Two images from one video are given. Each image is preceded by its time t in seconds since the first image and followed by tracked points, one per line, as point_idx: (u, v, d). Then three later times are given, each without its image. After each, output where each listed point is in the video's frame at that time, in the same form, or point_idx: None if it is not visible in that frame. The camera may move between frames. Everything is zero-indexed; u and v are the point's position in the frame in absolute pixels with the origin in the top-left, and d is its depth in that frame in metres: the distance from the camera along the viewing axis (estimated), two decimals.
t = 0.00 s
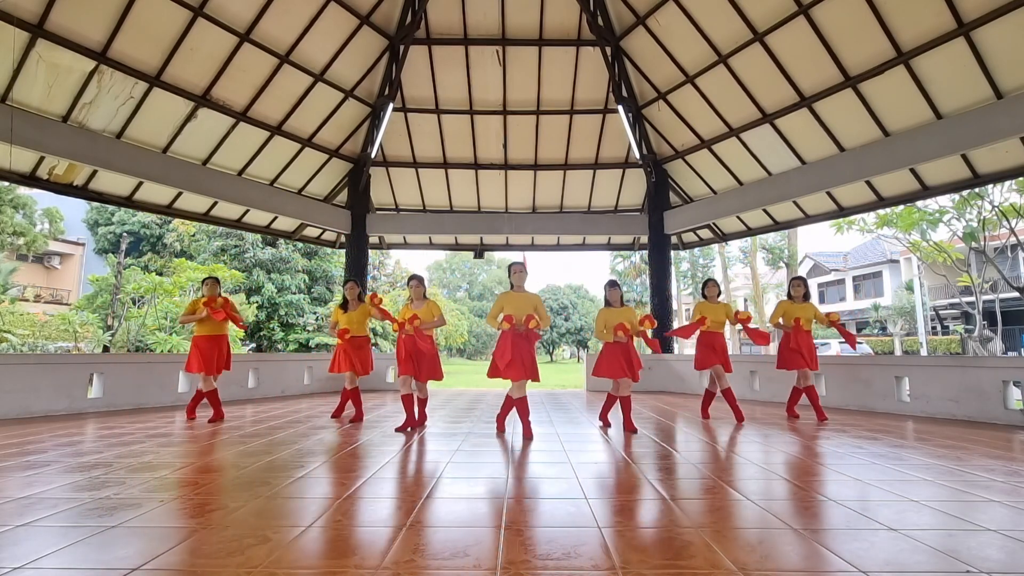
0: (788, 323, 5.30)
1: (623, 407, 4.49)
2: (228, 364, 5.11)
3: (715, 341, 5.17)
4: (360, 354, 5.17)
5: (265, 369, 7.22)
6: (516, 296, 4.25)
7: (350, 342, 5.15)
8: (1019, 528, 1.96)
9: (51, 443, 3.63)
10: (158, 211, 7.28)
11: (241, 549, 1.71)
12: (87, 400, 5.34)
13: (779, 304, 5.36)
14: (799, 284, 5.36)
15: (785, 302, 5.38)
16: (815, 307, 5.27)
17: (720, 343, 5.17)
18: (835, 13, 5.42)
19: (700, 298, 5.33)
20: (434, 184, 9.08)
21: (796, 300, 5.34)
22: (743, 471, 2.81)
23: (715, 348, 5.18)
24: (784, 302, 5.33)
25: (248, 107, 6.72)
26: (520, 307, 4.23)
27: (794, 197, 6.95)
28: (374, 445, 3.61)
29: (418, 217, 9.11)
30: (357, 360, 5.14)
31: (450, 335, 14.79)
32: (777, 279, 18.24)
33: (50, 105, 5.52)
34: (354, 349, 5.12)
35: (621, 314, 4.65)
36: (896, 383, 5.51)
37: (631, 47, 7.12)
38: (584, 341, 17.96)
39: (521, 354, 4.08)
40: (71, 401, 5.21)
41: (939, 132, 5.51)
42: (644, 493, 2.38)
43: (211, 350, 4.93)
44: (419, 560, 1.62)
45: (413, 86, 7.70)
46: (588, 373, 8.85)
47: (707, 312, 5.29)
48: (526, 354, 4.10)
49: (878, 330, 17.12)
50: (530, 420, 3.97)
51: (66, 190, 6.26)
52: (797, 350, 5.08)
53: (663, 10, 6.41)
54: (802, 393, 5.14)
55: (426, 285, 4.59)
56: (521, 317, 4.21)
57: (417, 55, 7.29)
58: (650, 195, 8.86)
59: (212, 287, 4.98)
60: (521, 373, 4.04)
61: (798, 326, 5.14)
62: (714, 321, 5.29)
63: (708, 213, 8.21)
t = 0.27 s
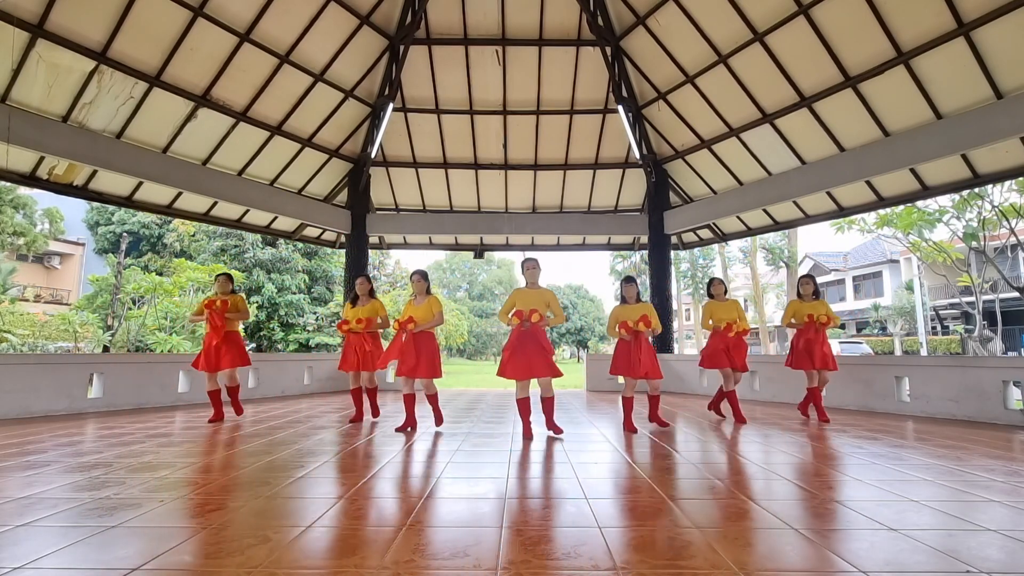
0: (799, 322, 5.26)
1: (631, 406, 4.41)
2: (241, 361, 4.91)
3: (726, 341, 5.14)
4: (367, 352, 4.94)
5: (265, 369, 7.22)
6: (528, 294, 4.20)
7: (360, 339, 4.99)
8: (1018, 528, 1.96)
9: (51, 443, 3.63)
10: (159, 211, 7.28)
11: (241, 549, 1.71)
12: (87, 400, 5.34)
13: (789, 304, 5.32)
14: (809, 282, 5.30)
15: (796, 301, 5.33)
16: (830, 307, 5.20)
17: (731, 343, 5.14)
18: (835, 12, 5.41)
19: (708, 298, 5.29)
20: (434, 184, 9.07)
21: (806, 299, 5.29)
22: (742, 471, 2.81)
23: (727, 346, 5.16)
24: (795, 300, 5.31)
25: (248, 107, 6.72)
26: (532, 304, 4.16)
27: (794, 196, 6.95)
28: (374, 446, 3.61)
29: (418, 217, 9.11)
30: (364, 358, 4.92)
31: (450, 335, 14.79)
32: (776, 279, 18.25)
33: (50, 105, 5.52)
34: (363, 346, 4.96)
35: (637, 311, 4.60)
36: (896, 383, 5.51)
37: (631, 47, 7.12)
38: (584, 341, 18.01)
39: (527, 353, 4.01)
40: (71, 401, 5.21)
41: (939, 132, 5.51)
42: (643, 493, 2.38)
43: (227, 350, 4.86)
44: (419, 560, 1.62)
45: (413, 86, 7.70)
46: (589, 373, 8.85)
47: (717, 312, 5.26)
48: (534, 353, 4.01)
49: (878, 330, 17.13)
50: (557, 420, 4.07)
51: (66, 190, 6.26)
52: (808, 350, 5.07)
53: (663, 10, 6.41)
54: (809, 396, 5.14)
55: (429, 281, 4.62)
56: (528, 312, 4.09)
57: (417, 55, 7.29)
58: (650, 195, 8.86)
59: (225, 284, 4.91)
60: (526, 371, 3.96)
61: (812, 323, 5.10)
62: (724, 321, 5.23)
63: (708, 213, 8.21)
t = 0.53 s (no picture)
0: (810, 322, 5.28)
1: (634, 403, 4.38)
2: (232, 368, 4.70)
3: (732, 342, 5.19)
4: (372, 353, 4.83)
5: (265, 369, 7.22)
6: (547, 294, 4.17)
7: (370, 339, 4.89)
8: (1018, 528, 1.96)
9: (51, 443, 3.63)
10: (159, 211, 7.29)
11: (241, 549, 1.71)
12: (88, 400, 5.34)
13: (800, 304, 5.35)
14: (821, 282, 5.29)
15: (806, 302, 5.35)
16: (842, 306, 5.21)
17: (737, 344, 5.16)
18: (835, 12, 5.41)
19: (711, 298, 5.27)
20: (434, 184, 9.08)
21: (816, 299, 5.30)
22: (742, 471, 2.81)
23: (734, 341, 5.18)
24: (803, 302, 5.33)
25: (248, 107, 6.72)
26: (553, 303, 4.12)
27: (794, 197, 6.95)
28: (374, 446, 3.61)
29: (418, 217, 9.11)
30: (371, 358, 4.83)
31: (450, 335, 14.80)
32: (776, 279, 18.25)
33: (50, 105, 5.52)
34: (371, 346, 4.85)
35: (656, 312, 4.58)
36: (896, 383, 5.51)
37: (631, 47, 7.12)
38: (584, 340, 18.09)
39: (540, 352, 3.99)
40: (71, 401, 5.21)
41: (939, 132, 5.51)
42: (643, 493, 2.38)
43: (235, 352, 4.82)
44: (419, 561, 1.62)
45: (413, 86, 7.70)
46: (588, 373, 8.85)
47: (720, 312, 5.25)
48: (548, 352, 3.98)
49: (878, 330, 17.13)
50: (573, 422, 3.96)
51: (66, 190, 6.26)
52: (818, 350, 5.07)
53: (663, 10, 6.40)
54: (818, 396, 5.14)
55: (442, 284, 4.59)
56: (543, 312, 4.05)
57: (417, 55, 7.29)
58: (650, 195, 8.86)
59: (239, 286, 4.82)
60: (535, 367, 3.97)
61: (820, 324, 5.09)
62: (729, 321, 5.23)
63: (708, 213, 8.21)
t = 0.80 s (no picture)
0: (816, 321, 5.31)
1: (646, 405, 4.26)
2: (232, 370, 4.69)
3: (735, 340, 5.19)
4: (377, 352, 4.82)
5: (265, 369, 7.22)
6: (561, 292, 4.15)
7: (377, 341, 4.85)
8: (1018, 528, 1.96)
9: (51, 443, 3.63)
10: (159, 211, 7.29)
11: (241, 549, 1.71)
12: (88, 400, 5.34)
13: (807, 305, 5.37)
14: (830, 283, 5.28)
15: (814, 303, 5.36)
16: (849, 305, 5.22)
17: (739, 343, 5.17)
18: (835, 12, 5.41)
19: (710, 298, 5.33)
20: (434, 184, 9.07)
21: (826, 300, 5.30)
22: (743, 472, 2.81)
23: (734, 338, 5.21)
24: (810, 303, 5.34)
25: (248, 107, 6.72)
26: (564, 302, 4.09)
27: (794, 196, 6.95)
28: (374, 446, 3.61)
29: (418, 217, 9.11)
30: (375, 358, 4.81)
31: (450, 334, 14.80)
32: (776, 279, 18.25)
33: (50, 104, 5.52)
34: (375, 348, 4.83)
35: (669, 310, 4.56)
36: (896, 383, 5.51)
37: (631, 47, 7.11)
38: (584, 340, 18.10)
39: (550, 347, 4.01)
40: (71, 401, 5.21)
41: (939, 131, 5.51)
42: (643, 493, 2.38)
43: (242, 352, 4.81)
44: (418, 561, 1.61)
45: (413, 86, 7.70)
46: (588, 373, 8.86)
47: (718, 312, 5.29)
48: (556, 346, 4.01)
49: (878, 330, 17.12)
50: (573, 422, 3.95)
51: (66, 190, 6.26)
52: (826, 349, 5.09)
53: (663, 10, 6.40)
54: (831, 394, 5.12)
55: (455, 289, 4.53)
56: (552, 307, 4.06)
57: (417, 55, 7.29)
58: (650, 195, 8.86)
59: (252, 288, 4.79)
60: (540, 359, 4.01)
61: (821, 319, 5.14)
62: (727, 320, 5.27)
63: (708, 213, 8.21)
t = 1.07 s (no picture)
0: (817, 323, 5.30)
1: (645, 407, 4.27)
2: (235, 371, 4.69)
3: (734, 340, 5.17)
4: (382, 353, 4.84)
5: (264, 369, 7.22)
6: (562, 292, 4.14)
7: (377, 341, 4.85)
8: (1018, 528, 1.96)
9: (51, 443, 3.63)
10: (159, 211, 7.28)
11: (241, 549, 1.71)
12: (88, 400, 5.34)
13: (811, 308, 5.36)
14: (833, 286, 5.26)
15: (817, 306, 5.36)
16: (849, 307, 5.20)
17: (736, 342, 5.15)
18: (835, 12, 5.41)
19: (710, 299, 5.34)
20: (434, 184, 9.07)
21: (828, 303, 5.29)
22: (745, 472, 2.82)
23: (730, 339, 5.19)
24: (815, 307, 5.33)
25: (248, 107, 6.72)
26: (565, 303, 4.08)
27: (794, 196, 6.95)
28: (373, 446, 3.61)
29: (418, 217, 9.11)
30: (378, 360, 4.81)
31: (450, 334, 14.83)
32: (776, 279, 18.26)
33: (50, 104, 5.52)
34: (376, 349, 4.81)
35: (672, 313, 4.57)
36: (896, 383, 5.51)
37: (631, 47, 7.11)
38: (584, 340, 18.12)
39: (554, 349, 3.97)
40: (71, 401, 5.21)
41: (939, 131, 5.51)
42: (644, 493, 2.38)
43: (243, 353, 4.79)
44: (417, 561, 1.62)
45: (413, 86, 7.71)
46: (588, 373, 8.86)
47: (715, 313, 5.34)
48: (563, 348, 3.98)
49: (878, 330, 17.13)
50: (573, 423, 3.95)
51: (66, 190, 6.25)
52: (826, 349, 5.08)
53: (663, 10, 6.41)
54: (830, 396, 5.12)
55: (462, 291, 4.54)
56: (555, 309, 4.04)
57: (417, 55, 7.29)
58: (650, 195, 8.87)
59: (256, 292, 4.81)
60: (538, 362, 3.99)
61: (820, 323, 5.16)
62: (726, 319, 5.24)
63: (708, 213, 8.21)
